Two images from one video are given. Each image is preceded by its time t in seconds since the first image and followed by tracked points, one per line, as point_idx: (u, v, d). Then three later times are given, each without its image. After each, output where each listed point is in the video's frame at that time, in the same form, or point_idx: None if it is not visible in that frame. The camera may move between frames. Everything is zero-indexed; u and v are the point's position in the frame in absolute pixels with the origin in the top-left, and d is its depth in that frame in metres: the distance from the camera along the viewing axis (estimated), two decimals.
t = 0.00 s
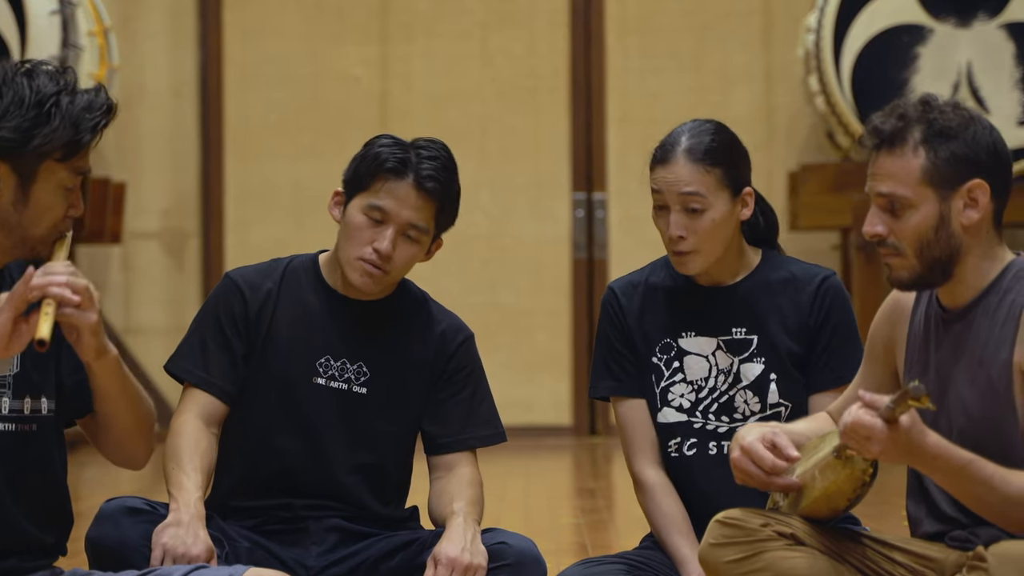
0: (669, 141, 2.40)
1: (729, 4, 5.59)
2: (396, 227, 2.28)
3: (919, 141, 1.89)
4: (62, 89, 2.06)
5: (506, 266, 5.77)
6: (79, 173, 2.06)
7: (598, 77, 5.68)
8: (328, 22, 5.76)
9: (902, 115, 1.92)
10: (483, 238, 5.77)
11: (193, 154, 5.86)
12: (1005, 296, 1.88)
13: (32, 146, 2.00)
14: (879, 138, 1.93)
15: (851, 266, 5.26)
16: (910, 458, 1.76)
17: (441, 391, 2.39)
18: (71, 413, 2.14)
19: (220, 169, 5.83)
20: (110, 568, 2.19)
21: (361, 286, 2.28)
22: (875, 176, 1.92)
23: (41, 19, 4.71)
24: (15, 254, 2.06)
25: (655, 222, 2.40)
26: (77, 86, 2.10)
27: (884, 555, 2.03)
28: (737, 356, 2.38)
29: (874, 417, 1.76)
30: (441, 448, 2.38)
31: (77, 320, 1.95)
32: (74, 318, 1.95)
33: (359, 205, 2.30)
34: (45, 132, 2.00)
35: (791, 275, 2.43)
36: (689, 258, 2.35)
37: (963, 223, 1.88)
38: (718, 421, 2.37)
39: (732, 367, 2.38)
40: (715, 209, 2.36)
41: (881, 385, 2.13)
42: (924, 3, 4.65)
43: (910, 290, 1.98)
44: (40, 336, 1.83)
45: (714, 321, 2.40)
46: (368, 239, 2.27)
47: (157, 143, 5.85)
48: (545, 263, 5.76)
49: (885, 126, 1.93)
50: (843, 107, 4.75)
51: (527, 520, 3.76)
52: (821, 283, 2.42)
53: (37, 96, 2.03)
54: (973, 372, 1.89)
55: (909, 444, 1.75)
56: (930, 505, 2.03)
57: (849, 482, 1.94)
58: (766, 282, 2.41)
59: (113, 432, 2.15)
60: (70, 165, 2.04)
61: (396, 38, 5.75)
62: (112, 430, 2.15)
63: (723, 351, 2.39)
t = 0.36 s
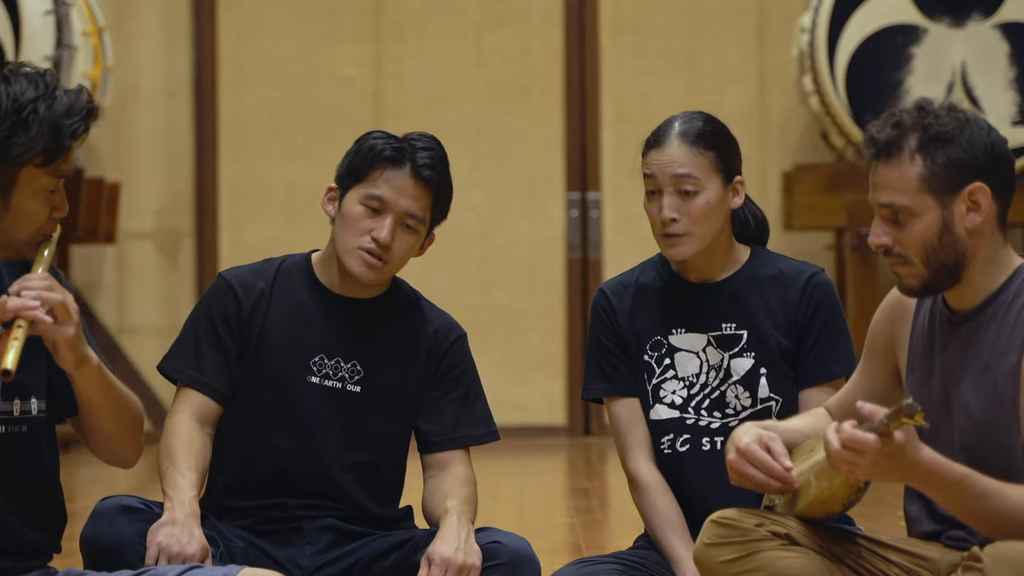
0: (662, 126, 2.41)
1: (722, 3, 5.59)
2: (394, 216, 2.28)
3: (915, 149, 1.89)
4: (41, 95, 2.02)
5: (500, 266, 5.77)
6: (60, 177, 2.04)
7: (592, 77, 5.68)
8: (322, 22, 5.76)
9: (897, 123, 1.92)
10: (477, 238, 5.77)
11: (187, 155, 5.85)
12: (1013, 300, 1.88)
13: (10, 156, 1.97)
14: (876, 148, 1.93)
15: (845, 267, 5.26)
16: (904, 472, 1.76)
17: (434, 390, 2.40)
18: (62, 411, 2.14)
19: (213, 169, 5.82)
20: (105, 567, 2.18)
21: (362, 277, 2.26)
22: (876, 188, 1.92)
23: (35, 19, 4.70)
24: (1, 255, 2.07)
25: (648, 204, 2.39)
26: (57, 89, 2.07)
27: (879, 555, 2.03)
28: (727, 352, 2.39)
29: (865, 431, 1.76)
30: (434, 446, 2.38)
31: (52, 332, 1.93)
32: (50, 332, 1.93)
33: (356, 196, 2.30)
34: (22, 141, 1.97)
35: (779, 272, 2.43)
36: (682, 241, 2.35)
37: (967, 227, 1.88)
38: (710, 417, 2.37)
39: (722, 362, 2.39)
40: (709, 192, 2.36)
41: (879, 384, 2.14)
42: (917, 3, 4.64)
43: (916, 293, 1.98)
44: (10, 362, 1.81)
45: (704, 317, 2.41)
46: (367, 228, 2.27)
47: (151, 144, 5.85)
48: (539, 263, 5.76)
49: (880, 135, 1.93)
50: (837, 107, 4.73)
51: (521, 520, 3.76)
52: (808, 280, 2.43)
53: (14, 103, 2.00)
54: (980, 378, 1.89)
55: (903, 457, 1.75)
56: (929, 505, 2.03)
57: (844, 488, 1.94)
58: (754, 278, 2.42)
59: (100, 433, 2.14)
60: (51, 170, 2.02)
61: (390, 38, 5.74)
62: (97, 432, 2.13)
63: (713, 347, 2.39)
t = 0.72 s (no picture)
0: (664, 116, 2.45)
1: (721, 3, 5.59)
2: (367, 200, 2.29)
3: (920, 144, 1.89)
4: (25, 92, 2.01)
5: (497, 266, 5.77)
6: (46, 173, 2.03)
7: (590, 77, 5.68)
8: (320, 22, 5.76)
9: (904, 117, 1.91)
10: (475, 238, 5.77)
11: (184, 155, 5.85)
12: (1011, 298, 1.88)
13: None
14: (881, 141, 1.92)
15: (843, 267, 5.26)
16: (899, 472, 1.76)
17: (422, 381, 2.38)
18: (58, 409, 2.13)
19: (211, 170, 5.82)
20: (102, 568, 2.18)
21: (344, 266, 2.27)
22: (878, 181, 1.92)
23: (32, 19, 4.70)
24: None
25: (648, 190, 2.42)
26: (41, 86, 2.05)
27: (875, 555, 2.02)
28: (723, 347, 2.39)
29: (862, 430, 1.75)
30: (425, 438, 2.36)
31: (41, 332, 1.93)
32: (39, 332, 1.93)
33: (326, 187, 2.31)
34: (7, 139, 1.96)
35: (773, 269, 2.44)
36: (681, 225, 2.37)
37: (967, 225, 1.88)
38: (706, 412, 2.37)
39: (718, 357, 2.38)
40: (708, 178, 2.39)
41: (879, 381, 2.14)
42: (915, 3, 4.63)
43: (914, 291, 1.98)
44: None
45: (698, 313, 2.41)
46: (343, 216, 2.28)
47: (149, 144, 5.86)
48: (536, 263, 5.76)
49: (885, 129, 1.92)
50: (835, 106, 4.75)
51: (519, 520, 3.76)
52: (801, 278, 2.43)
53: None
54: (978, 376, 1.89)
55: (899, 458, 1.75)
56: (925, 504, 2.03)
57: (841, 488, 1.93)
58: (750, 275, 2.42)
59: (93, 430, 2.13)
60: (36, 168, 2.00)
61: (388, 38, 5.74)
62: (91, 431, 2.13)
63: (708, 342, 2.39)
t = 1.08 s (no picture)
0: (672, 110, 2.49)
1: (721, 3, 5.59)
2: (334, 191, 2.29)
3: (913, 138, 1.89)
4: (15, 90, 2.00)
5: (497, 266, 5.77)
6: (41, 171, 2.01)
7: (590, 77, 5.68)
8: (320, 22, 5.76)
9: (898, 111, 1.91)
10: (474, 238, 5.77)
11: (184, 155, 5.85)
12: (998, 297, 1.88)
13: None
14: (873, 134, 1.92)
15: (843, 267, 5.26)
16: (893, 463, 1.76)
17: (407, 371, 2.38)
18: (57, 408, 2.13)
19: (211, 170, 5.82)
20: (102, 569, 2.18)
21: (321, 260, 2.27)
22: (867, 174, 1.93)
23: (32, 19, 4.69)
24: None
25: (655, 179, 2.44)
26: (32, 83, 2.05)
27: (874, 555, 2.02)
28: (721, 343, 2.39)
29: (859, 417, 1.75)
30: (414, 428, 2.36)
31: (37, 331, 1.92)
32: (34, 330, 1.92)
33: (293, 185, 2.31)
34: None
35: (772, 267, 2.43)
36: (686, 212, 2.38)
37: (951, 224, 1.88)
38: (706, 409, 2.37)
39: (717, 353, 2.38)
40: (714, 168, 2.42)
41: (875, 382, 2.13)
42: (915, 3, 4.63)
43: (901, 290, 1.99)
44: None
45: (697, 310, 2.41)
46: (313, 210, 2.28)
47: (149, 143, 5.87)
48: (535, 263, 5.75)
49: (879, 121, 1.92)
50: (835, 106, 4.74)
51: (518, 520, 3.76)
52: (799, 276, 2.43)
53: None
54: (966, 374, 1.89)
55: (894, 450, 1.75)
56: (921, 504, 2.03)
57: (839, 483, 1.92)
58: (748, 273, 2.43)
59: (92, 427, 2.11)
60: (30, 165, 1.99)
61: (388, 38, 5.74)
62: (90, 429, 2.11)
63: (707, 339, 2.39)
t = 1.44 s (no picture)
0: (681, 107, 2.50)
1: (721, 3, 5.59)
2: (306, 189, 2.29)
3: (889, 156, 1.89)
4: (10, 87, 2.00)
5: (497, 266, 5.77)
6: (37, 168, 2.00)
7: (590, 77, 5.68)
8: (320, 22, 5.76)
9: (869, 132, 1.93)
10: (474, 238, 5.77)
11: (184, 155, 5.86)
12: (1003, 298, 1.88)
13: None
14: (849, 159, 1.93)
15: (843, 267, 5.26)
16: (893, 464, 1.76)
17: (395, 365, 2.37)
18: (56, 408, 2.13)
19: (211, 170, 5.81)
20: (101, 570, 2.17)
21: (297, 258, 2.27)
22: (854, 200, 1.92)
23: (32, 19, 4.69)
24: None
25: (664, 171, 2.44)
26: (27, 80, 2.04)
27: (874, 554, 2.02)
28: (725, 341, 2.39)
29: (858, 420, 1.75)
30: (408, 421, 2.36)
31: (35, 329, 1.91)
32: (32, 328, 1.91)
33: (265, 186, 2.32)
34: None
35: (776, 268, 2.44)
36: (695, 205, 2.39)
37: (948, 227, 1.88)
38: (708, 406, 2.37)
39: (720, 351, 2.39)
40: (724, 162, 2.43)
41: (875, 382, 2.13)
42: (915, 3, 4.62)
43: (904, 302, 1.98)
44: None
45: (701, 306, 2.41)
46: (285, 209, 2.28)
47: (149, 144, 5.88)
48: (535, 263, 5.75)
49: (853, 146, 1.93)
50: (835, 107, 4.73)
51: (519, 520, 3.76)
52: (803, 276, 2.43)
53: None
54: (968, 376, 1.89)
55: (893, 451, 1.75)
56: (924, 506, 2.03)
57: (839, 484, 1.94)
58: (752, 272, 2.43)
59: (92, 426, 2.10)
60: (26, 163, 1.99)
61: (388, 38, 5.74)
62: (91, 428, 2.11)
63: (711, 337, 2.39)
